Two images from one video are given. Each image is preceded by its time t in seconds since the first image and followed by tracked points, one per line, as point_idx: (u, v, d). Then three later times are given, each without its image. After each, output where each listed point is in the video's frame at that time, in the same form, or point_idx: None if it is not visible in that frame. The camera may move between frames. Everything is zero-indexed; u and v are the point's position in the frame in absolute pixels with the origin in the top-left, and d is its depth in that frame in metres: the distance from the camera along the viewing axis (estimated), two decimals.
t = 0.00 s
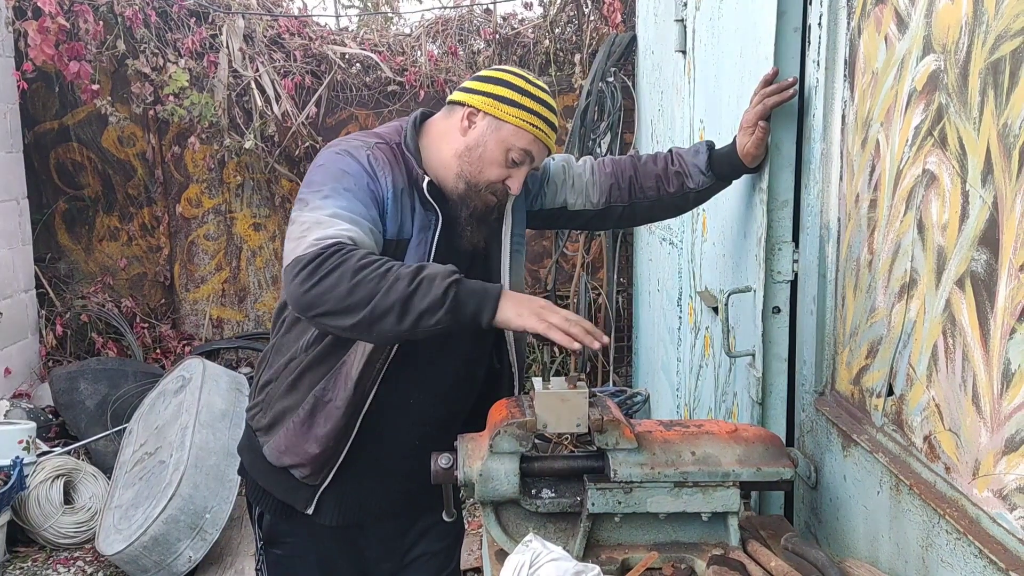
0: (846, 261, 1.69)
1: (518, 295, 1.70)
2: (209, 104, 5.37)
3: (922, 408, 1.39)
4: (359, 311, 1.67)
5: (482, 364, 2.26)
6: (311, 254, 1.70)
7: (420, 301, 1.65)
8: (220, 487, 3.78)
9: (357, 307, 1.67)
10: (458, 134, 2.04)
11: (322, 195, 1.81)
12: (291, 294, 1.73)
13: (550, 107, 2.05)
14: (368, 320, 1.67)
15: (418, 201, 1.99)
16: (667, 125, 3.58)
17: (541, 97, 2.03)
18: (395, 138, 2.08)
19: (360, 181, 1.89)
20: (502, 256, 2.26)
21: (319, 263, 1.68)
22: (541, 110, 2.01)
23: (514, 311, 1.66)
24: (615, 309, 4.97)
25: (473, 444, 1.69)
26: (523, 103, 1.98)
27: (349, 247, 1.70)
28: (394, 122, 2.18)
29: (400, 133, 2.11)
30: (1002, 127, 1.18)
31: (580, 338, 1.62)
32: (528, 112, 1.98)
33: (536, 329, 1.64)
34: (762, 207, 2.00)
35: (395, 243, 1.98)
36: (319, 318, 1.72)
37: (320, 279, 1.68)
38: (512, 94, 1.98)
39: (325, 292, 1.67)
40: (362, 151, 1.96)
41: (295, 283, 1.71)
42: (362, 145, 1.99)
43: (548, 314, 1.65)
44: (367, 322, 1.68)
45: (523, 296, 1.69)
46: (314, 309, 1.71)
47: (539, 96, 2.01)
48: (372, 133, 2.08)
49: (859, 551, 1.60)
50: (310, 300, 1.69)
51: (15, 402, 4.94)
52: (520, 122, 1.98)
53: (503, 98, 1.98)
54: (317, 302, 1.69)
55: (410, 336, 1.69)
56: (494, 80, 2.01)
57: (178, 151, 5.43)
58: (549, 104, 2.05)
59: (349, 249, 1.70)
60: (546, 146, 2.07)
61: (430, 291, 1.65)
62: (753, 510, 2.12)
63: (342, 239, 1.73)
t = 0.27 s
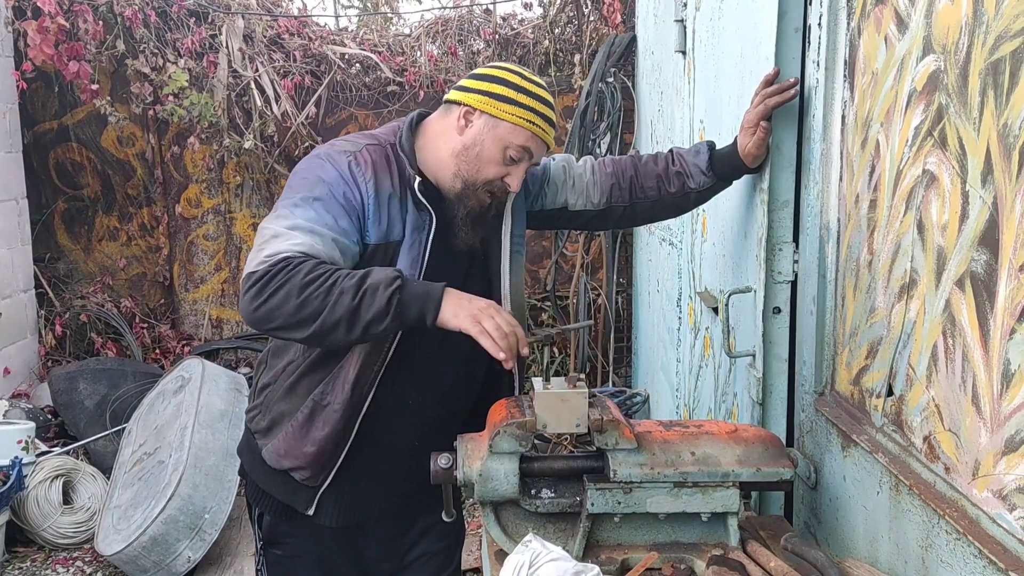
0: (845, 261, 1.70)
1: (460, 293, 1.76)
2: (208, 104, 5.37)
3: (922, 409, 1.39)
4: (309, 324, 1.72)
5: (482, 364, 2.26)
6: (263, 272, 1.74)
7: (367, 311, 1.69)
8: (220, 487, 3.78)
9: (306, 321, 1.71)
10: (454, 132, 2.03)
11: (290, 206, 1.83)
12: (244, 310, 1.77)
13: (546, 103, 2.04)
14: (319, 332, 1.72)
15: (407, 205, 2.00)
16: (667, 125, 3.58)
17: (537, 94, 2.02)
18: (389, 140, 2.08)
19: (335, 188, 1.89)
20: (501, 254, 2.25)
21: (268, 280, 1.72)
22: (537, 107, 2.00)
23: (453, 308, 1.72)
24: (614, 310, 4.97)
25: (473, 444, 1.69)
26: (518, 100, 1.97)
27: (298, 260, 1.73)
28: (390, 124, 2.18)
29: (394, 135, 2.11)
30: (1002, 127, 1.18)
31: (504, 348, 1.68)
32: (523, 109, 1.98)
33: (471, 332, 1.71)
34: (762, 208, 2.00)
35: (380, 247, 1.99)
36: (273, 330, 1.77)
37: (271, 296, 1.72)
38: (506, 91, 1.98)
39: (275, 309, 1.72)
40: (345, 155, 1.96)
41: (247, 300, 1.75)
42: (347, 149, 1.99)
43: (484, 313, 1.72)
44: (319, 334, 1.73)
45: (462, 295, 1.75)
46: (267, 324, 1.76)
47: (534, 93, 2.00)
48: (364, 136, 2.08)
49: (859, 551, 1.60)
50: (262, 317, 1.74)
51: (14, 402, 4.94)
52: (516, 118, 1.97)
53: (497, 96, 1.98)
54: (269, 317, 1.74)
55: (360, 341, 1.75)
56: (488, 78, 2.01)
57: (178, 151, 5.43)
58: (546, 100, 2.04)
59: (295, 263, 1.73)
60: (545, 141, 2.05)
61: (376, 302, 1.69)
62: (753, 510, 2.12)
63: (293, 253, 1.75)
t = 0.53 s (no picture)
0: (844, 263, 1.70)
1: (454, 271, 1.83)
2: (208, 105, 5.38)
3: (920, 410, 1.39)
4: (322, 331, 1.80)
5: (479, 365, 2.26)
6: (266, 293, 1.79)
7: (373, 309, 1.77)
8: (219, 488, 3.78)
9: (318, 328, 1.79)
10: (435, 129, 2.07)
11: (280, 218, 1.87)
12: (253, 332, 1.83)
13: (525, 86, 2.03)
14: (333, 335, 1.80)
15: (394, 205, 2.01)
16: (666, 127, 3.58)
17: (512, 78, 2.01)
18: (375, 141, 2.10)
19: (321, 194, 1.92)
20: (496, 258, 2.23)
21: (272, 299, 1.78)
22: (513, 92, 2.00)
23: (444, 294, 1.79)
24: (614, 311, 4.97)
25: (472, 445, 1.69)
26: (493, 89, 1.98)
27: (297, 274, 1.79)
28: (378, 126, 2.20)
29: (381, 136, 2.12)
30: (1000, 130, 1.18)
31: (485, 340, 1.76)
32: (497, 96, 1.98)
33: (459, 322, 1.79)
34: (760, 210, 2.00)
35: (369, 246, 2.00)
36: (286, 343, 1.85)
37: (278, 314, 1.78)
38: (479, 81, 1.99)
39: (285, 324, 1.79)
40: (328, 159, 1.98)
41: (255, 323, 1.81)
42: (330, 152, 2.01)
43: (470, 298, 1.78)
44: (333, 337, 1.81)
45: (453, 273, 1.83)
46: (280, 340, 1.83)
47: (509, 78, 2.00)
48: (349, 138, 2.10)
49: (856, 552, 1.60)
50: (274, 334, 1.81)
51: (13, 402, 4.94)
52: (492, 107, 1.98)
53: (472, 88, 2.00)
54: (281, 334, 1.81)
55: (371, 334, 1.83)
56: (463, 68, 2.03)
57: (177, 152, 5.43)
58: (524, 83, 2.03)
59: (296, 277, 1.79)
60: (529, 127, 2.06)
61: (379, 300, 1.76)
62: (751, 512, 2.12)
63: (293, 269, 1.80)
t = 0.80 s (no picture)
0: (843, 265, 1.70)
1: (465, 267, 1.84)
2: (209, 105, 5.38)
3: (918, 412, 1.39)
4: (334, 334, 1.81)
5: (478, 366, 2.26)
6: (277, 299, 1.81)
7: (382, 310, 1.78)
8: (218, 489, 3.78)
9: (331, 331, 1.80)
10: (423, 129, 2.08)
11: (284, 226, 1.88)
12: (268, 338, 1.86)
13: (508, 75, 2.03)
14: (345, 338, 1.81)
15: (394, 206, 2.02)
16: (666, 129, 3.59)
17: (492, 68, 2.01)
18: (371, 142, 2.10)
19: (323, 198, 1.93)
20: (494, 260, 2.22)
21: (284, 304, 1.81)
22: (492, 82, 2.00)
23: (459, 291, 1.80)
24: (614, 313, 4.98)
25: (471, 446, 1.69)
26: (470, 83, 1.99)
27: (306, 279, 1.81)
28: (374, 127, 2.21)
29: (377, 137, 2.13)
30: (999, 133, 1.18)
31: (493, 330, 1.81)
32: (476, 89, 1.99)
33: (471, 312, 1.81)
34: (759, 212, 2.00)
35: (371, 248, 2.01)
36: (300, 348, 1.86)
37: (290, 320, 1.80)
38: (460, 76, 2.00)
39: (298, 328, 1.81)
40: (326, 161, 1.99)
41: (269, 329, 1.84)
42: (328, 155, 2.02)
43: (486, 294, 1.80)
44: (345, 340, 1.82)
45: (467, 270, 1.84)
46: (295, 345, 1.85)
47: (490, 70, 2.00)
48: (346, 140, 2.11)
49: (856, 553, 1.61)
50: (288, 338, 1.83)
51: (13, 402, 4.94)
52: (473, 100, 1.99)
53: (450, 83, 2.01)
54: (295, 339, 1.82)
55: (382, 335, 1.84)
56: (445, 64, 2.05)
57: (178, 153, 5.44)
58: (506, 72, 2.03)
59: (306, 281, 1.81)
60: (516, 112, 2.05)
61: (388, 300, 1.77)
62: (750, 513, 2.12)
63: (301, 273, 1.82)
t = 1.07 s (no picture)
0: (843, 267, 1.70)
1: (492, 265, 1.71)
2: (209, 106, 5.38)
3: (918, 414, 1.40)
4: (344, 318, 1.71)
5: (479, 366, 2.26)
6: (291, 271, 1.75)
7: (395, 300, 1.68)
8: (218, 489, 3.78)
9: (340, 315, 1.71)
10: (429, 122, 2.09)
11: (298, 206, 1.86)
12: (281, 313, 1.78)
13: (507, 63, 2.02)
14: (353, 325, 1.71)
15: (404, 191, 2.04)
16: (667, 130, 3.59)
17: (489, 58, 2.01)
18: (381, 135, 2.13)
19: (336, 182, 1.93)
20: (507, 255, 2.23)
21: (297, 279, 1.73)
22: (489, 71, 2.00)
23: (485, 286, 1.68)
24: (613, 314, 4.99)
25: (471, 448, 1.69)
26: (471, 74, 2.00)
27: (324, 256, 1.75)
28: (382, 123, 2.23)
29: (386, 130, 2.15)
30: (999, 135, 1.18)
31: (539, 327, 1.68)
32: (472, 79, 1.99)
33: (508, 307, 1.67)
34: (757, 213, 2.01)
35: (383, 233, 2.01)
36: (310, 331, 1.77)
37: (302, 294, 1.73)
38: (458, 67, 2.01)
39: (308, 307, 1.72)
40: (338, 149, 2.00)
41: (281, 303, 1.77)
42: (339, 144, 2.03)
43: (517, 285, 1.66)
44: (353, 327, 1.71)
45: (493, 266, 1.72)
46: (303, 325, 1.75)
47: (489, 60, 2.00)
48: (355, 133, 2.13)
49: (855, 555, 1.61)
50: (297, 317, 1.74)
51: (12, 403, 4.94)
52: (474, 91, 2.00)
53: (453, 75, 2.02)
54: (304, 317, 1.74)
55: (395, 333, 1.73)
56: (445, 57, 2.06)
57: (178, 153, 5.44)
58: (504, 61, 2.02)
59: (324, 260, 1.74)
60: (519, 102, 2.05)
61: (402, 290, 1.68)
62: (750, 514, 2.12)
63: (319, 249, 1.77)
